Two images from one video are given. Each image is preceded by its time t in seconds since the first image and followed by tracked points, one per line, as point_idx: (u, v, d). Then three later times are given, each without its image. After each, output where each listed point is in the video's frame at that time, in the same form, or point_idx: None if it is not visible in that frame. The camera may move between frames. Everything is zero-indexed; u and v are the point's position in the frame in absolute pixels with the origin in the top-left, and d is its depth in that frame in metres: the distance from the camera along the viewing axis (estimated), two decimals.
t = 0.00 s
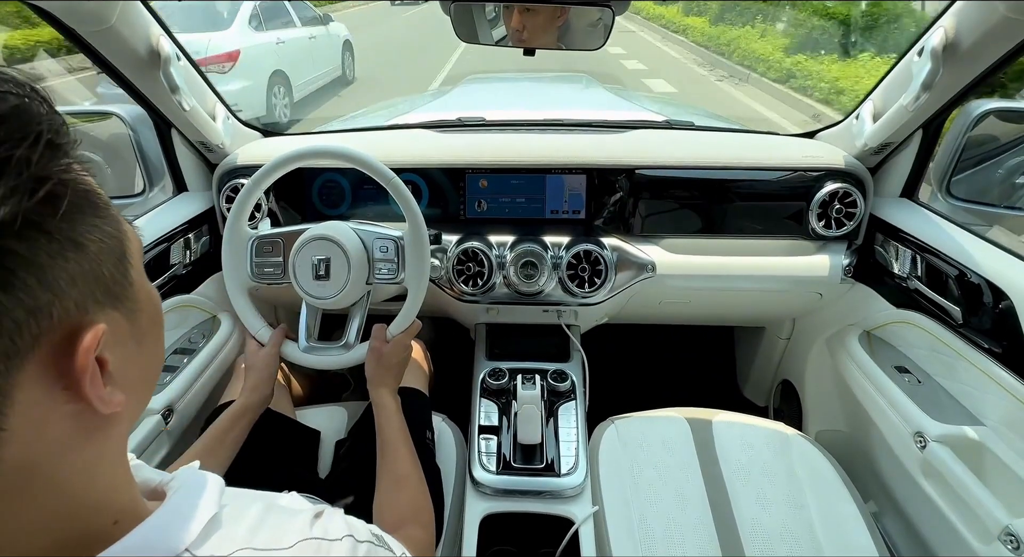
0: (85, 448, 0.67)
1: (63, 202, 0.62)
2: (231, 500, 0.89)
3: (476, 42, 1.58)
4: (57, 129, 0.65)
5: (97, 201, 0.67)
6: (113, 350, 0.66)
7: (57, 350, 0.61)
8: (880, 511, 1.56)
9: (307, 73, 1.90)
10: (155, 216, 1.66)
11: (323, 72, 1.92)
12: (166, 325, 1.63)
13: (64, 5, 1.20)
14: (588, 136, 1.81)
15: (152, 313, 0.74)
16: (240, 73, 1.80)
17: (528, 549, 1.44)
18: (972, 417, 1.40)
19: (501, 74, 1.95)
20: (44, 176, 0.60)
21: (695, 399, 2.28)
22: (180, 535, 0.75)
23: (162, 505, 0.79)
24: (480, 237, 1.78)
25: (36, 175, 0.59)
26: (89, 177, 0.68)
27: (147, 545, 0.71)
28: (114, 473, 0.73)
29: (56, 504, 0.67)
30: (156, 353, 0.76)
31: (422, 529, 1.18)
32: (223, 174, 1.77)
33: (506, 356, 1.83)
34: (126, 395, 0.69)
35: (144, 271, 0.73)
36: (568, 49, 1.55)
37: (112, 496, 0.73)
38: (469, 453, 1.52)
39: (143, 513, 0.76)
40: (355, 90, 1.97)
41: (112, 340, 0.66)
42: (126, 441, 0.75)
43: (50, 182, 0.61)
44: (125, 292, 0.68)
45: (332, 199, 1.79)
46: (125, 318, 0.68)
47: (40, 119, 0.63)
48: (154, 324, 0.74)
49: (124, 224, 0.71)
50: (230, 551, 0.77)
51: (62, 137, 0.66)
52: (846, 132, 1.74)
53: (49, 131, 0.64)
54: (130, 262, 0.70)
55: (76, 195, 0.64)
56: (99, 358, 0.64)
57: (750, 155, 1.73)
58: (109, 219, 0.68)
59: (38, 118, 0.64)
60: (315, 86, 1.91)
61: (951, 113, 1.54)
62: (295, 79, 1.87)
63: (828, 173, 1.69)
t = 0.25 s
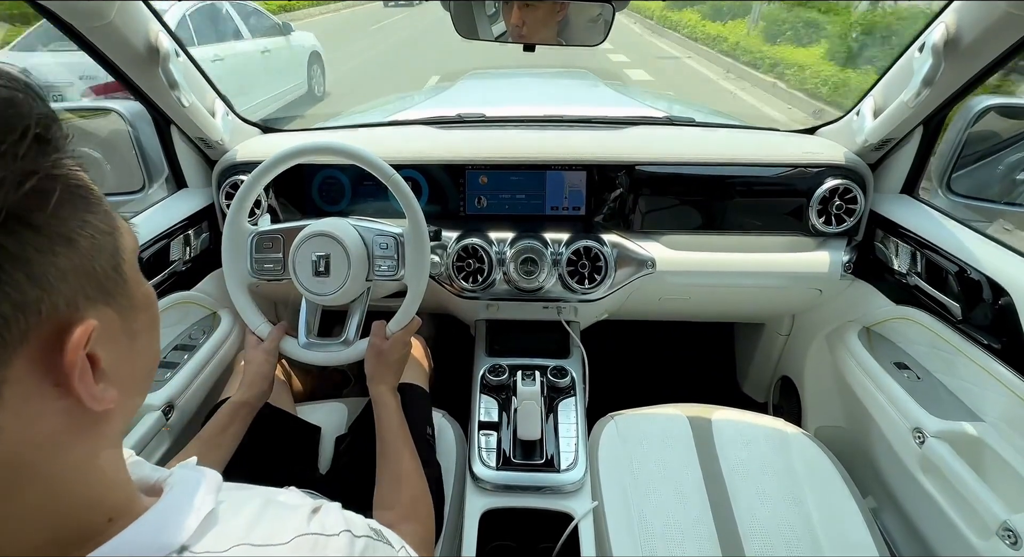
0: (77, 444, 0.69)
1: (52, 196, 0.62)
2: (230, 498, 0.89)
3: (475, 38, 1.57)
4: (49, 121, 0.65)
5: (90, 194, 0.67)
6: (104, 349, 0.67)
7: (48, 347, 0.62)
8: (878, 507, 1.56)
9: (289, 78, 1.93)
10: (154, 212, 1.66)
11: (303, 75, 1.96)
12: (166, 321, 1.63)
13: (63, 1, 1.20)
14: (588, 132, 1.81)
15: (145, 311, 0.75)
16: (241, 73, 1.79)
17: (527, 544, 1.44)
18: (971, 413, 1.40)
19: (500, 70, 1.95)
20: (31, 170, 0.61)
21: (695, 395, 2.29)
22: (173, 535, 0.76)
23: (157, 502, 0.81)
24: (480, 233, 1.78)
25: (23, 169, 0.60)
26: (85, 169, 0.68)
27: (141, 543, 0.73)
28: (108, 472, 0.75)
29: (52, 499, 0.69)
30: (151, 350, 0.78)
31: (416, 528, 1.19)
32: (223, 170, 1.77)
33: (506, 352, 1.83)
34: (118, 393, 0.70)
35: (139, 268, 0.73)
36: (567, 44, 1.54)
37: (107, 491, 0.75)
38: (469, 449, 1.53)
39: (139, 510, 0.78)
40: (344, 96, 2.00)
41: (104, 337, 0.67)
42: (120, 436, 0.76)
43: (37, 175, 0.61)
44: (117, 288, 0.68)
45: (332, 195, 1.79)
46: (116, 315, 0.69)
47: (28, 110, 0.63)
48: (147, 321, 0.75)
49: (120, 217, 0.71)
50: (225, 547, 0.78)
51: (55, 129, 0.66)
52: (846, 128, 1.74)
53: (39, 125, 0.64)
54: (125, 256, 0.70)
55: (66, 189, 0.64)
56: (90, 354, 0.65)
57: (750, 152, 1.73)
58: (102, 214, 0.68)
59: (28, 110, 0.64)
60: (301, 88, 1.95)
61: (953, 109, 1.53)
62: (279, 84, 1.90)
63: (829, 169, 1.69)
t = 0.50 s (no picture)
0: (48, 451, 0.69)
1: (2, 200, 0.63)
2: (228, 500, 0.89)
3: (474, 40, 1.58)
4: None
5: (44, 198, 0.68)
6: (53, 362, 0.65)
7: None
8: (877, 510, 1.56)
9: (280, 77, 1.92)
10: (153, 213, 1.65)
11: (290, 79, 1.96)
12: (164, 322, 1.63)
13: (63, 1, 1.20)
14: (588, 135, 1.81)
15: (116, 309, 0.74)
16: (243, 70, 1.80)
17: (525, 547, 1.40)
18: (969, 416, 1.40)
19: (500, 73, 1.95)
20: None
21: (694, 398, 2.29)
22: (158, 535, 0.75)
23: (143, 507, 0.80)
24: (479, 235, 1.78)
25: None
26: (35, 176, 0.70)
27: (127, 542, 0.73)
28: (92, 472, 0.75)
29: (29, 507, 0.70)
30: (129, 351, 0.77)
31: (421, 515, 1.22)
32: (223, 171, 1.77)
33: (504, 354, 1.83)
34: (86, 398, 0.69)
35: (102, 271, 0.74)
36: (567, 46, 1.54)
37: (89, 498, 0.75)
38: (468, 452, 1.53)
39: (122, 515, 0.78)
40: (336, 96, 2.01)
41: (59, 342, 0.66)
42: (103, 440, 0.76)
43: None
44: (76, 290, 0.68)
45: (331, 196, 1.79)
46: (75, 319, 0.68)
47: None
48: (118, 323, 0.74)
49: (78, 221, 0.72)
50: (217, 550, 0.78)
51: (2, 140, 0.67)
52: (845, 131, 1.74)
53: None
54: (84, 261, 0.70)
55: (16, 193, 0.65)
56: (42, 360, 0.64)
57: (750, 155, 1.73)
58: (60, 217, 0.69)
59: None
60: (289, 91, 1.95)
61: (952, 111, 1.53)
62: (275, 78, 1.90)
63: (828, 172, 1.70)
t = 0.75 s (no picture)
0: (38, 459, 0.69)
1: None
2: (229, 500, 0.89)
3: (474, 42, 1.58)
4: None
5: (35, 200, 0.67)
6: (45, 371, 0.65)
7: None
8: (877, 511, 1.56)
9: (273, 77, 1.90)
10: (152, 215, 1.65)
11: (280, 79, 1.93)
12: (163, 323, 1.62)
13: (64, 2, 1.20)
14: (588, 136, 1.81)
15: (108, 321, 0.72)
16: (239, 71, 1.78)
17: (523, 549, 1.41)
18: (969, 417, 1.40)
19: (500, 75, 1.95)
20: None
21: (694, 400, 2.28)
22: (153, 536, 0.76)
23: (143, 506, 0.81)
24: (479, 236, 1.78)
25: None
26: (29, 175, 0.69)
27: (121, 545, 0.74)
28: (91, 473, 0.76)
29: (24, 510, 0.71)
30: (128, 358, 0.76)
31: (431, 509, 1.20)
32: (223, 172, 1.77)
33: (504, 355, 1.83)
34: (70, 412, 0.69)
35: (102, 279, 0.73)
36: (566, 48, 1.55)
37: (89, 499, 0.76)
38: (467, 453, 1.52)
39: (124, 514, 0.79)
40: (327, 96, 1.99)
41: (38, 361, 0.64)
42: (103, 444, 0.76)
43: None
44: (57, 304, 0.66)
45: (330, 198, 1.79)
46: (57, 334, 0.66)
47: None
48: (112, 332, 0.73)
49: (71, 224, 0.70)
50: (214, 549, 0.79)
51: None
52: (844, 133, 1.74)
53: None
54: (74, 268, 0.69)
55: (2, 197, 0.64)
56: (19, 380, 0.63)
57: (749, 156, 1.73)
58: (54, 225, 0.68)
59: None
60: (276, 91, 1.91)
61: (951, 112, 1.53)
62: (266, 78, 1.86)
63: (827, 174, 1.70)
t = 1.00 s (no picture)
0: (40, 461, 0.69)
1: None
2: (226, 501, 0.89)
3: (473, 42, 1.58)
4: None
5: (39, 201, 0.67)
6: (44, 376, 0.65)
7: None
8: (877, 512, 1.56)
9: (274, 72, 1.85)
10: (152, 215, 1.65)
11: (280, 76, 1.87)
12: (163, 324, 1.62)
13: (65, 3, 1.20)
14: (588, 137, 1.81)
15: (112, 324, 0.72)
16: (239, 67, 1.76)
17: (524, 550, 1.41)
18: (970, 417, 1.40)
19: (499, 75, 1.95)
20: None
21: (694, 400, 2.28)
22: (153, 537, 0.76)
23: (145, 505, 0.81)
24: (479, 237, 1.78)
25: None
26: (34, 177, 0.69)
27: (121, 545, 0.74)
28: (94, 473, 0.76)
29: (27, 511, 0.71)
30: (131, 360, 0.76)
31: (439, 510, 1.15)
32: (222, 173, 1.77)
33: (504, 355, 1.83)
34: (74, 414, 0.69)
35: (105, 281, 0.72)
36: (566, 48, 1.55)
37: (92, 500, 0.76)
38: (468, 453, 1.52)
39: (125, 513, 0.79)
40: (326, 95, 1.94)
41: (41, 365, 0.64)
42: (105, 445, 0.77)
43: None
44: (62, 307, 0.66)
45: (330, 198, 1.79)
46: (61, 337, 0.66)
47: None
48: (116, 335, 0.73)
49: (78, 225, 0.71)
50: (215, 550, 0.78)
51: None
52: (844, 133, 1.74)
53: None
54: (80, 270, 0.69)
55: (6, 199, 0.64)
56: (23, 383, 0.63)
57: (749, 156, 1.73)
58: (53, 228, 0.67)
59: None
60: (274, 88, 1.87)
61: (950, 113, 1.53)
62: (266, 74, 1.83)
63: (827, 174, 1.70)
